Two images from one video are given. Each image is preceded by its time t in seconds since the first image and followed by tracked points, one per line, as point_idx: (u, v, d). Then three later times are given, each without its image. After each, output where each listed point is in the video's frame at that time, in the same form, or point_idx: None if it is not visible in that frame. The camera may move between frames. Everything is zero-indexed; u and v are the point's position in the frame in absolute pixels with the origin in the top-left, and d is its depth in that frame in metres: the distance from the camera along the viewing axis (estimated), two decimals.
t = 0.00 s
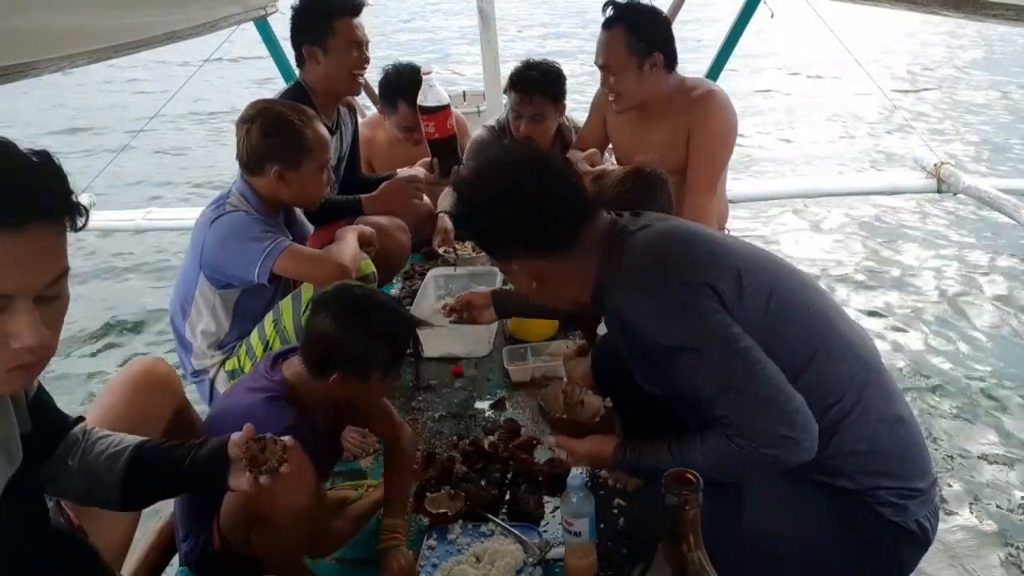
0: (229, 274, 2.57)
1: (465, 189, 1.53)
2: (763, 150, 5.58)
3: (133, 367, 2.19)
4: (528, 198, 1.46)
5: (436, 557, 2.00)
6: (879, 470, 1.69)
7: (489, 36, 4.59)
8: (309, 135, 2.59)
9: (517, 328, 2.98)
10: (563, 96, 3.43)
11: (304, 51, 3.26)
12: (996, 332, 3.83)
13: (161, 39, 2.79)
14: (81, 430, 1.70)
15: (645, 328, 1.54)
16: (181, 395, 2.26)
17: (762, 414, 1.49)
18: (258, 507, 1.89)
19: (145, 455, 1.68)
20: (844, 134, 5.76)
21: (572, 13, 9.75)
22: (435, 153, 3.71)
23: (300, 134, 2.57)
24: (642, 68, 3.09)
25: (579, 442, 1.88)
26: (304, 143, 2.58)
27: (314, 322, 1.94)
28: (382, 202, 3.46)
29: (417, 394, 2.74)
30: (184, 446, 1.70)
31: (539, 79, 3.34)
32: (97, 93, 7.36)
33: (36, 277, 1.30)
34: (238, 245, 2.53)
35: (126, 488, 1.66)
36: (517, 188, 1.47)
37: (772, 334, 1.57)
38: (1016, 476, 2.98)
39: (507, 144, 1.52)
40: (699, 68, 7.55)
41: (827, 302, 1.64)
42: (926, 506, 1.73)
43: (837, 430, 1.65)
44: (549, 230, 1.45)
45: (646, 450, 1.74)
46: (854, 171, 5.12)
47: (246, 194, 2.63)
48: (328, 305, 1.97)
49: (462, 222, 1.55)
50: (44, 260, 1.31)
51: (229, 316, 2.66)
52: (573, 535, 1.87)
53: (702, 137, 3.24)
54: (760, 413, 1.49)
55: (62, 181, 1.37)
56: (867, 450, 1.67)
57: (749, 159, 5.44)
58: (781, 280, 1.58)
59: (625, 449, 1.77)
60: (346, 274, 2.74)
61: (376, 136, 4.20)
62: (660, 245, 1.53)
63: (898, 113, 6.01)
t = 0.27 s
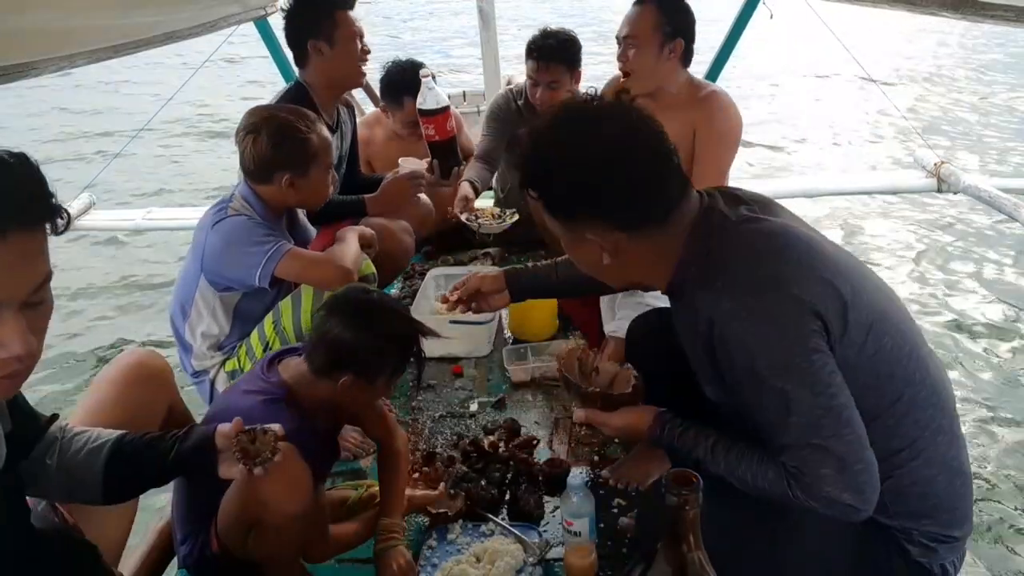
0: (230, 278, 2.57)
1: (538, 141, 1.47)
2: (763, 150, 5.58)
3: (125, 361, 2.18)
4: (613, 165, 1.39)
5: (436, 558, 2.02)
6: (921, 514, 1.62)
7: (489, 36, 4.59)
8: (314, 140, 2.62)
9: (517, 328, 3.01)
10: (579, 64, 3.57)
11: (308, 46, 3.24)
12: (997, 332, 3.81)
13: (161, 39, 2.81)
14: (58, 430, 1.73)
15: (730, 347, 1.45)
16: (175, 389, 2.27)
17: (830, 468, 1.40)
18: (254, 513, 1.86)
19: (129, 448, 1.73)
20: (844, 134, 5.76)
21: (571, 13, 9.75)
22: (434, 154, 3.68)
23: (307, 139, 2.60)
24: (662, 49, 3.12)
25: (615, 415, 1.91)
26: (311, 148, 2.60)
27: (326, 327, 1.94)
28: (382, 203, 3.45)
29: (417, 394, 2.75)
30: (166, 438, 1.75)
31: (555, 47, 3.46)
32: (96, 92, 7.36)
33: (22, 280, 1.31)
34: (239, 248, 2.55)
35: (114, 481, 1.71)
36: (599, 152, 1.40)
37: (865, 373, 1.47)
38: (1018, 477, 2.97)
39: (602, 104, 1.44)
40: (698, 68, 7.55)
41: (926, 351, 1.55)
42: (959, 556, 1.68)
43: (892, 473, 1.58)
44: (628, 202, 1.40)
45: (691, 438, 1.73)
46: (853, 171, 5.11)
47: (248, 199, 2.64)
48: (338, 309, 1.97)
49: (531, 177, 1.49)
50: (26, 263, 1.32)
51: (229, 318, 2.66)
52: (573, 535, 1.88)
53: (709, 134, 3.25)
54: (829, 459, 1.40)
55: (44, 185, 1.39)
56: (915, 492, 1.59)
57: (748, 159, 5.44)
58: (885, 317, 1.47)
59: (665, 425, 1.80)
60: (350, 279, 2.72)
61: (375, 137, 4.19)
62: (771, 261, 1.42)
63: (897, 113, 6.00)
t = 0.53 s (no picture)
0: (231, 278, 2.58)
1: (633, 102, 1.46)
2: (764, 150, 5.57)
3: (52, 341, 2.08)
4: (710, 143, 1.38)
5: (436, 558, 2.03)
6: (930, 546, 1.59)
7: (489, 37, 4.60)
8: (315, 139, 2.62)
9: (517, 328, 3.02)
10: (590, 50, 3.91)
11: (321, 46, 3.24)
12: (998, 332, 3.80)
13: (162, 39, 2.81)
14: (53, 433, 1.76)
15: (789, 364, 1.43)
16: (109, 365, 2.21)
17: (843, 506, 1.43)
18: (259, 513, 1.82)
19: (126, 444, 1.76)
20: (843, 134, 5.75)
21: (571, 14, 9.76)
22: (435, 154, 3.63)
23: (307, 139, 2.60)
24: (677, 42, 3.23)
25: (631, 398, 1.84)
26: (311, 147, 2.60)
27: (327, 330, 1.95)
28: (381, 200, 3.46)
29: (418, 394, 2.75)
30: (164, 431, 1.78)
31: (572, 35, 3.84)
32: (96, 93, 7.37)
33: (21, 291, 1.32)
34: (239, 249, 2.54)
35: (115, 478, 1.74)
36: (698, 126, 1.38)
37: (920, 413, 1.46)
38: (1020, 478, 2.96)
39: (715, 76, 1.41)
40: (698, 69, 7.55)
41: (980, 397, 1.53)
42: None
43: (919, 499, 1.55)
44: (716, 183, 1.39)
45: (704, 434, 1.72)
46: (853, 171, 5.11)
47: (249, 201, 2.64)
48: (341, 310, 1.98)
49: (621, 139, 1.48)
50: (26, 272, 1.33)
51: (229, 319, 2.67)
52: (573, 534, 1.89)
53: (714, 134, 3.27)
54: (848, 496, 1.42)
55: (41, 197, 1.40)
56: (932, 520, 1.56)
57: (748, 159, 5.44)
58: (953, 361, 1.46)
59: (677, 416, 1.78)
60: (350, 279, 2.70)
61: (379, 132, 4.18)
62: (863, 288, 1.38)
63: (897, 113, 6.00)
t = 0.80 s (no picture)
0: (232, 278, 2.57)
1: (703, 86, 1.46)
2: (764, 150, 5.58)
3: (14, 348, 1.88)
4: (779, 132, 1.37)
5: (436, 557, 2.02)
6: (938, 548, 1.57)
7: (489, 37, 4.60)
8: (314, 136, 2.64)
9: (517, 328, 3.03)
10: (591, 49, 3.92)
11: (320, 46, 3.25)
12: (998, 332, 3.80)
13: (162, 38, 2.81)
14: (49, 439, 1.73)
15: (838, 366, 1.41)
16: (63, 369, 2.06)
17: (866, 512, 1.41)
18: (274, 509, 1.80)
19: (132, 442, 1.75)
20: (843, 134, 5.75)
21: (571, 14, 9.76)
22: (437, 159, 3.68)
23: (306, 135, 2.61)
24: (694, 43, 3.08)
25: (648, 393, 1.81)
26: (311, 143, 2.62)
27: (331, 333, 1.95)
28: (382, 200, 3.48)
29: (418, 393, 2.75)
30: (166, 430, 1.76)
31: (575, 35, 3.83)
32: (96, 93, 7.36)
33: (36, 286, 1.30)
34: (239, 249, 2.54)
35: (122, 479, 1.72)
36: (773, 109, 1.38)
37: (957, 425, 1.46)
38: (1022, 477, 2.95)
39: (788, 68, 1.41)
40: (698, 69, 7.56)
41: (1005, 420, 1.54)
42: None
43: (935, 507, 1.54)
44: (780, 174, 1.39)
45: (723, 432, 1.71)
46: (853, 171, 5.11)
47: (249, 202, 2.64)
48: (345, 313, 1.99)
49: (687, 122, 1.48)
50: (42, 267, 1.31)
51: (229, 319, 2.67)
52: (573, 535, 1.88)
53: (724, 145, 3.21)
54: (877, 503, 1.40)
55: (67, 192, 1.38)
56: (940, 523, 1.56)
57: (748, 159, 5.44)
58: (987, 392, 1.47)
59: (696, 412, 1.76)
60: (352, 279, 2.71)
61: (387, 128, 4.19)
62: (923, 299, 1.37)
63: (897, 114, 6.00)
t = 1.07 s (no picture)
0: (232, 279, 2.57)
1: (733, 77, 1.46)
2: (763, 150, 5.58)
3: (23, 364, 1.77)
4: (808, 123, 1.38)
5: (436, 557, 2.01)
6: (939, 544, 1.58)
7: (489, 37, 4.60)
8: (313, 135, 2.64)
9: (517, 328, 3.03)
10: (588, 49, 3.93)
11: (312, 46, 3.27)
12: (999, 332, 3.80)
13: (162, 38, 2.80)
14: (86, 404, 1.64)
15: (855, 360, 1.42)
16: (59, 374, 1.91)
17: (878, 506, 1.41)
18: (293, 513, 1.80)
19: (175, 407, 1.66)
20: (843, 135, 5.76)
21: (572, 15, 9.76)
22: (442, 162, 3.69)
23: (305, 134, 2.61)
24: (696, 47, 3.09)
25: (650, 393, 1.80)
26: (310, 142, 2.62)
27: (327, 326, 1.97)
28: (383, 202, 3.44)
29: (417, 393, 2.75)
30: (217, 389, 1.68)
31: (573, 34, 3.83)
32: (96, 94, 7.37)
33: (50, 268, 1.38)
34: (240, 249, 2.54)
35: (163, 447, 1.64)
36: (804, 97, 1.38)
37: (970, 421, 1.47)
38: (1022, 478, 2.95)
39: (818, 61, 1.41)
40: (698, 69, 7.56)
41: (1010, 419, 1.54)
42: None
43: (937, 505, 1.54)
44: (808, 166, 1.39)
45: (725, 432, 1.71)
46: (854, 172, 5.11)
47: (248, 202, 2.64)
48: (347, 310, 1.99)
49: (715, 112, 1.47)
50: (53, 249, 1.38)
51: (229, 320, 2.67)
52: (573, 535, 1.88)
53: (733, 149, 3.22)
54: (890, 496, 1.40)
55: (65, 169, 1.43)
56: (941, 523, 1.56)
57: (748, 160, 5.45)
58: (1001, 381, 1.48)
59: (698, 412, 1.76)
60: (352, 278, 2.76)
61: (396, 123, 4.17)
62: (943, 294, 1.38)
63: (897, 114, 6.00)
